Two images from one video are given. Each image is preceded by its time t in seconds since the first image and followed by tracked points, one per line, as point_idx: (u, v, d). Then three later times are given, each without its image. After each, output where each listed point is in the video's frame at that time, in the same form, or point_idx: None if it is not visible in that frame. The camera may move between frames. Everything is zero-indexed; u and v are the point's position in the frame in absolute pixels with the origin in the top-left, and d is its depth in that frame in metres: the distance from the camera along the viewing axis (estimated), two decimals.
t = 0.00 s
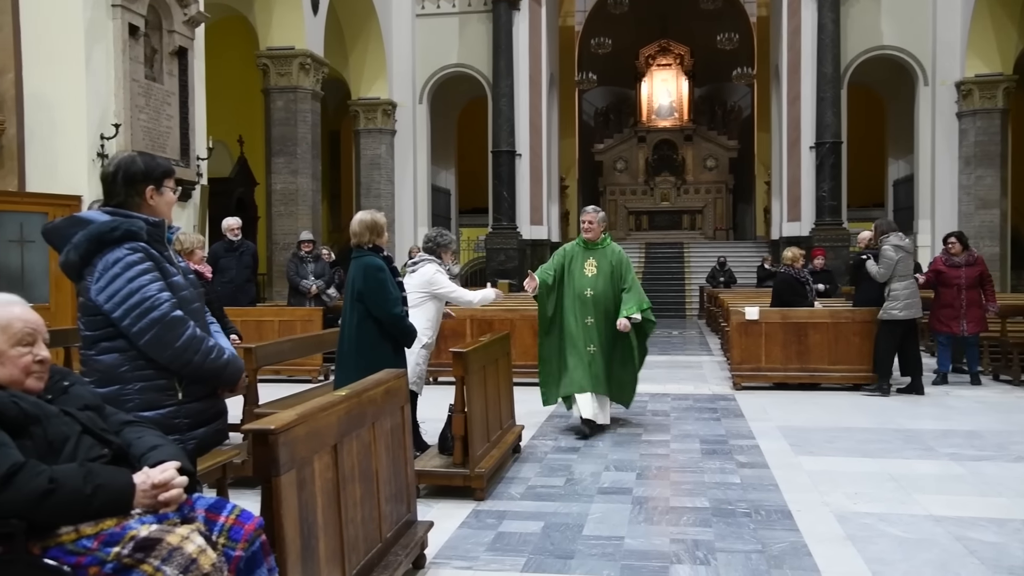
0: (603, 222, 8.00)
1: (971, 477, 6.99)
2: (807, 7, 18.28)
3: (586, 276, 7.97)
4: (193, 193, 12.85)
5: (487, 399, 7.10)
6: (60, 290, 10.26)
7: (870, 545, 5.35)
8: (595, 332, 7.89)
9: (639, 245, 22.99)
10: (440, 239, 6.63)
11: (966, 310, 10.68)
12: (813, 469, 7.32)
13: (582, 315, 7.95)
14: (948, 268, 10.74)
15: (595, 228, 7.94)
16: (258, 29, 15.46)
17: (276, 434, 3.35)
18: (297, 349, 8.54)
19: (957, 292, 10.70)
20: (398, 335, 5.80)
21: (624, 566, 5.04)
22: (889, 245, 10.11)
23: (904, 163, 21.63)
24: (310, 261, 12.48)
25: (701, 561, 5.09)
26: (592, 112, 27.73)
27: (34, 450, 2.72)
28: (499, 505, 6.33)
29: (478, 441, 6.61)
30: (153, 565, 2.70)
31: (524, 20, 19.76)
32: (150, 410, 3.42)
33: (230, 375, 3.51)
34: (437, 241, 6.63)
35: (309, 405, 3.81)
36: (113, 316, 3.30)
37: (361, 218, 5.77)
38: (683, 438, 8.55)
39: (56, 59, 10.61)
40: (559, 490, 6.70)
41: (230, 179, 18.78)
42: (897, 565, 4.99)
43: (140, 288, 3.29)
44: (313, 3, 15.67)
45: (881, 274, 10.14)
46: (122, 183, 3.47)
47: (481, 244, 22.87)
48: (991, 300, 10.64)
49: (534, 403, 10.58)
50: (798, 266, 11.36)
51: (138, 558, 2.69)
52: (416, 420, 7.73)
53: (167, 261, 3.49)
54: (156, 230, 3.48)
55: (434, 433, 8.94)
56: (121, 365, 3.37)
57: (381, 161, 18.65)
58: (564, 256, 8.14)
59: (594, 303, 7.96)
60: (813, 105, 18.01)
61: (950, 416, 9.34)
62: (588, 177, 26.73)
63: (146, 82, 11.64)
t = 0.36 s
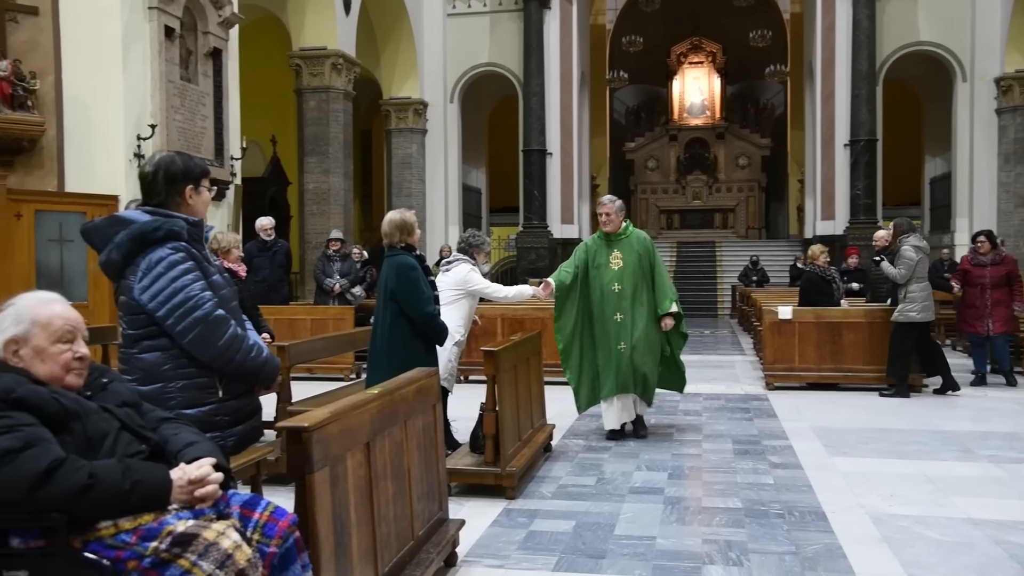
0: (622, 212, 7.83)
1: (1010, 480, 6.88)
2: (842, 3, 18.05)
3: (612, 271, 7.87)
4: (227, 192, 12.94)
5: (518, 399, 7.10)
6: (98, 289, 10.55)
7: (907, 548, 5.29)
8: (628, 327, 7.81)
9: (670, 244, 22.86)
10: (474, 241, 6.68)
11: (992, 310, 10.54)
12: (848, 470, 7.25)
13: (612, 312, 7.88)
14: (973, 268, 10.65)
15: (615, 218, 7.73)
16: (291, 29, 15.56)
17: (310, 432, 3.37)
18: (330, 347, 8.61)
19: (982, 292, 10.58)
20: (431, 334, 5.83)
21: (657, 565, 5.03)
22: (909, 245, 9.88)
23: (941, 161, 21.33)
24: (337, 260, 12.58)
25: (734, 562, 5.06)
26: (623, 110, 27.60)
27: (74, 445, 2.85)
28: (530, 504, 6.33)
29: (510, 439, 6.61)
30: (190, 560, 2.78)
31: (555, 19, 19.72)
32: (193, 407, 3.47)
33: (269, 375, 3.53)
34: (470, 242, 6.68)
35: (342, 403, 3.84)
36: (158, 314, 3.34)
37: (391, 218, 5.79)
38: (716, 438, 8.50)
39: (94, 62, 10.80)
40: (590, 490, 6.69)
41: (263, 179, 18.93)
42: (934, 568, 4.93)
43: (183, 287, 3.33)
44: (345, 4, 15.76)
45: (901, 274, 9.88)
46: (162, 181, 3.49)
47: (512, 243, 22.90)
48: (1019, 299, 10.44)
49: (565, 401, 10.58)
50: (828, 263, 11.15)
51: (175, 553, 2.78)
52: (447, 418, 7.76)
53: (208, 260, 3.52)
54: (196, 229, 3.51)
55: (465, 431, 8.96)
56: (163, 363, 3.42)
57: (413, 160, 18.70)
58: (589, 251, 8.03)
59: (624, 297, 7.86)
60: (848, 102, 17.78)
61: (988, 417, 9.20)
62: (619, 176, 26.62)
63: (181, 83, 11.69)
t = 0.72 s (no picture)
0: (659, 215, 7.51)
1: None
2: None
3: (640, 277, 7.58)
4: (263, 193, 13.07)
5: (552, 399, 7.09)
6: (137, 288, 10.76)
7: (948, 552, 5.22)
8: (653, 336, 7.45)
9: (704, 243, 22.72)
10: (497, 236, 6.71)
11: None
12: (887, 473, 7.15)
13: (637, 320, 7.61)
14: (1010, 269, 10.49)
15: (647, 220, 7.38)
16: (325, 30, 15.67)
17: (345, 430, 3.40)
18: (365, 346, 8.67)
19: (1019, 293, 10.39)
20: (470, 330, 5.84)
21: (691, 566, 5.01)
22: (924, 244, 9.65)
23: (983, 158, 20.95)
24: (359, 259, 12.57)
25: (770, 564, 5.02)
26: (657, 109, 27.44)
27: (115, 441, 2.94)
28: (564, 503, 6.34)
29: (543, 439, 6.61)
30: (228, 556, 2.82)
31: (589, 17, 19.67)
32: (228, 405, 3.52)
33: (302, 372, 3.57)
34: (493, 239, 6.71)
35: (376, 402, 3.86)
36: (193, 313, 3.39)
37: (427, 217, 5.79)
38: (751, 439, 8.43)
39: (135, 63, 10.93)
40: (624, 490, 6.67)
41: (299, 179, 19.11)
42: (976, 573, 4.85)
43: (219, 286, 3.37)
44: (380, 5, 15.86)
45: (917, 275, 9.67)
46: (201, 182, 3.54)
47: (545, 243, 22.91)
48: None
49: (599, 401, 10.56)
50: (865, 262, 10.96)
51: (213, 549, 2.83)
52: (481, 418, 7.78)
53: (243, 260, 3.56)
54: (231, 229, 3.55)
55: (499, 431, 8.97)
56: (199, 362, 3.46)
57: (446, 160, 18.73)
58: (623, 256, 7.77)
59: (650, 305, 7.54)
60: (886, 100, 17.53)
61: None
62: (653, 175, 26.49)
63: (218, 85, 11.76)
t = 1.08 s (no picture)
0: (680, 206, 7.13)
1: None
2: None
3: (654, 270, 7.23)
4: (288, 192, 13.15)
5: (575, 399, 7.07)
6: (164, 285, 10.83)
7: (977, 555, 5.16)
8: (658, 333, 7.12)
9: (729, 242, 22.59)
10: (505, 234, 6.76)
11: None
12: (914, 473, 7.09)
13: (646, 315, 7.24)
14: None
15: (667, 209, 7.08)
16: (350, 30, 15.75)
17: (370, 428, 3.41)
18: (389, 344, 8.71)
19: None
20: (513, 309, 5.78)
21: (715, 567, 4.99)
22: (907, 245, 9.74)
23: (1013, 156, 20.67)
24: (377, 258, 12.73)
25: (795, 565, 4.99)
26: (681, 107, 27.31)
27: (144, 438, 3.00)
28: (587, 503, 6.34)
29: (566, 437, 6.61)
30: (254, 552, 2.85)
31: (613, 15, 19.61)
32: (253, 403, 3.55)
33: (327, 369, 3.60)
34: (502, 237, 6.76)
35: (400, 400, 3.88)
36: (220, 310, 3.42)
37: (452, 215, 5.78)
38: (776, 439, 8.39)
39: (163, 63, 11.02)
40: (648, 489, 6.65)
41: (323, 178, 19.22)
42: None
43: (244, 284, 3.41)
44: (404, 4, 15.91)
45: (895, 274, 9.78)
46: (228, 181, 3.58)
47: (568, 241, 22.90)
48: None
49: (622, 400, 10.55)
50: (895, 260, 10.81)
51: (240, 546, 2.86)
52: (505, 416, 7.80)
53: (269, 258, 3.59)
54: (258, 228, 3.58)
55: (522, 429, 8.99)
56: (225, 359, 3.49)
57: (470, 158, 18.74)
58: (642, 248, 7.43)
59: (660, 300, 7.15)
60: (914, 97, 17.34)
61: None
62: (678, 173, 26.37)
63: (244, 84, 11.89)
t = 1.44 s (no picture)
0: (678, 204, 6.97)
1: None
2: None
3: (658, 272, 7.06)
4: (310, 189, 13.22)
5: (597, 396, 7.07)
6: (188, 282, 10.93)
7: (1003, 555, 5.13)
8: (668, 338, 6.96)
9: (751, 239, 22.48)
10: (521, 230, 6.75)
11: None
12: (939, 473, 7.04)
13: (653, 319, 7.07)
14: None
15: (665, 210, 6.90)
16: (372, 29, 15.83)
17: (392, 424, 3.46)
18: (410, 340, 8.75)
19: None
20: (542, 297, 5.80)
21: (737, 565, 4.98)
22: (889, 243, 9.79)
23: None
24: (396, 256, 12.74)
25: (818, 564, 4.97)
26: (703, 104, 27.17)
27: (169, 433, 3.01)
28: (608, 500, 6.34)
29: (588, 434, 6.61)
30: (278, 547, 2.87)
31: (634, 12, 19.55)
32: (277, 398, 3.58)
33: (349, 366, 3.61)
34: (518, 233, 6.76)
35: (423, 397, 3.92)
36: (244, 306, 3.45)
37: (475, 212, 5.81)
38: (798, 437, 8.35)
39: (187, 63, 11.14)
40: (670, 487, 6.64)
41: (345, 175, 19.31)
42: None
43: (268, 282, 3.43)
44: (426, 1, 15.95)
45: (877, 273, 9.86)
46: (252, 178, 3.60)
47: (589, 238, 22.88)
48: None
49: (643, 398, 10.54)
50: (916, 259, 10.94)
51: (264, 540, 2.88)
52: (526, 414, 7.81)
53: (293, 255, 3.61)
54: (281, 225, 3.60)
55: (544, 426, 9.00)
56: (249, 355, 3.52)
57: (491, 156, 18.75)
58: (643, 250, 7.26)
59: (667, 302, 7.00)
60: (939, 92, 17.18)
61: None
62: (699, 170, 26.27)
63: (267, 83, 11.87)
